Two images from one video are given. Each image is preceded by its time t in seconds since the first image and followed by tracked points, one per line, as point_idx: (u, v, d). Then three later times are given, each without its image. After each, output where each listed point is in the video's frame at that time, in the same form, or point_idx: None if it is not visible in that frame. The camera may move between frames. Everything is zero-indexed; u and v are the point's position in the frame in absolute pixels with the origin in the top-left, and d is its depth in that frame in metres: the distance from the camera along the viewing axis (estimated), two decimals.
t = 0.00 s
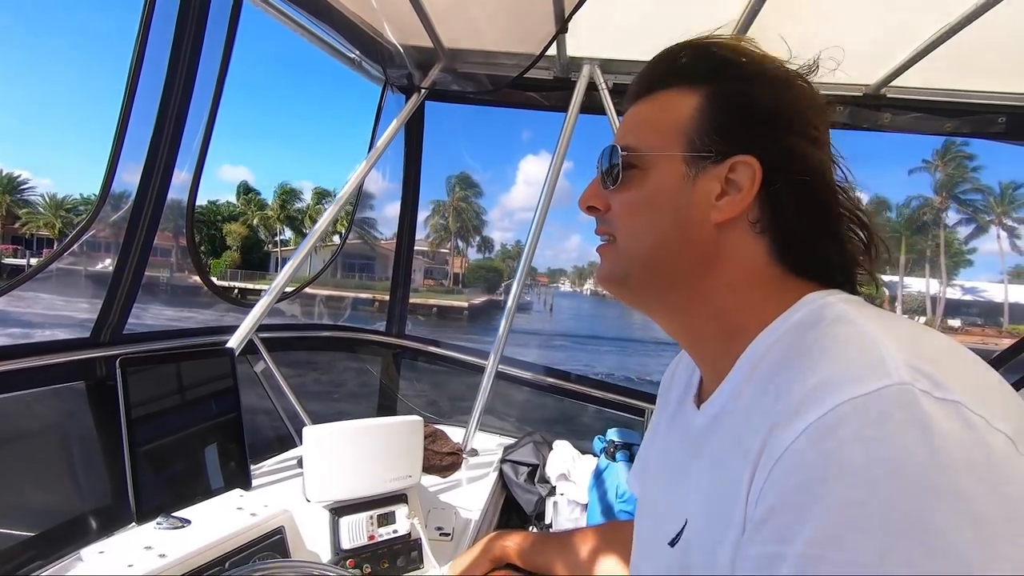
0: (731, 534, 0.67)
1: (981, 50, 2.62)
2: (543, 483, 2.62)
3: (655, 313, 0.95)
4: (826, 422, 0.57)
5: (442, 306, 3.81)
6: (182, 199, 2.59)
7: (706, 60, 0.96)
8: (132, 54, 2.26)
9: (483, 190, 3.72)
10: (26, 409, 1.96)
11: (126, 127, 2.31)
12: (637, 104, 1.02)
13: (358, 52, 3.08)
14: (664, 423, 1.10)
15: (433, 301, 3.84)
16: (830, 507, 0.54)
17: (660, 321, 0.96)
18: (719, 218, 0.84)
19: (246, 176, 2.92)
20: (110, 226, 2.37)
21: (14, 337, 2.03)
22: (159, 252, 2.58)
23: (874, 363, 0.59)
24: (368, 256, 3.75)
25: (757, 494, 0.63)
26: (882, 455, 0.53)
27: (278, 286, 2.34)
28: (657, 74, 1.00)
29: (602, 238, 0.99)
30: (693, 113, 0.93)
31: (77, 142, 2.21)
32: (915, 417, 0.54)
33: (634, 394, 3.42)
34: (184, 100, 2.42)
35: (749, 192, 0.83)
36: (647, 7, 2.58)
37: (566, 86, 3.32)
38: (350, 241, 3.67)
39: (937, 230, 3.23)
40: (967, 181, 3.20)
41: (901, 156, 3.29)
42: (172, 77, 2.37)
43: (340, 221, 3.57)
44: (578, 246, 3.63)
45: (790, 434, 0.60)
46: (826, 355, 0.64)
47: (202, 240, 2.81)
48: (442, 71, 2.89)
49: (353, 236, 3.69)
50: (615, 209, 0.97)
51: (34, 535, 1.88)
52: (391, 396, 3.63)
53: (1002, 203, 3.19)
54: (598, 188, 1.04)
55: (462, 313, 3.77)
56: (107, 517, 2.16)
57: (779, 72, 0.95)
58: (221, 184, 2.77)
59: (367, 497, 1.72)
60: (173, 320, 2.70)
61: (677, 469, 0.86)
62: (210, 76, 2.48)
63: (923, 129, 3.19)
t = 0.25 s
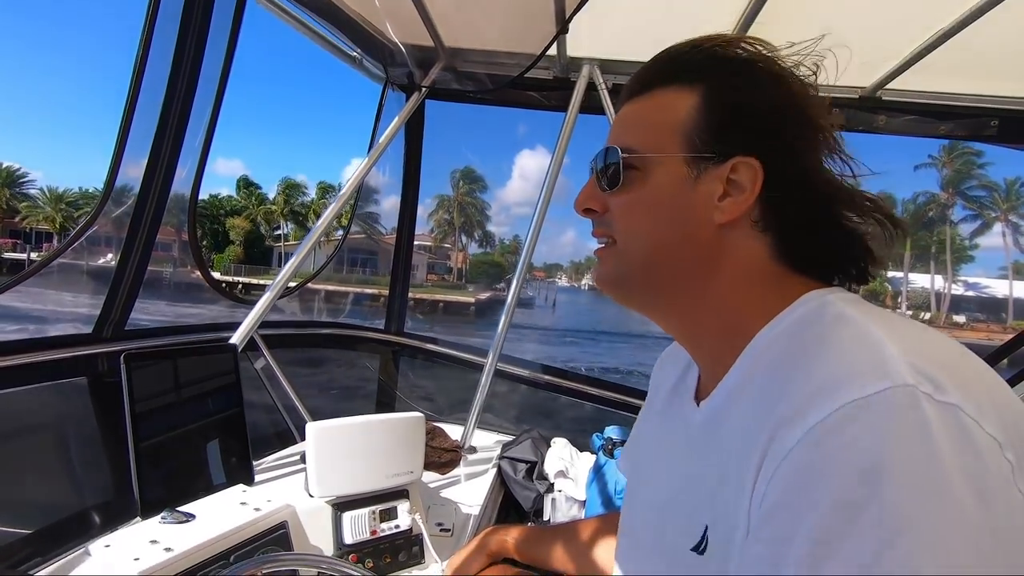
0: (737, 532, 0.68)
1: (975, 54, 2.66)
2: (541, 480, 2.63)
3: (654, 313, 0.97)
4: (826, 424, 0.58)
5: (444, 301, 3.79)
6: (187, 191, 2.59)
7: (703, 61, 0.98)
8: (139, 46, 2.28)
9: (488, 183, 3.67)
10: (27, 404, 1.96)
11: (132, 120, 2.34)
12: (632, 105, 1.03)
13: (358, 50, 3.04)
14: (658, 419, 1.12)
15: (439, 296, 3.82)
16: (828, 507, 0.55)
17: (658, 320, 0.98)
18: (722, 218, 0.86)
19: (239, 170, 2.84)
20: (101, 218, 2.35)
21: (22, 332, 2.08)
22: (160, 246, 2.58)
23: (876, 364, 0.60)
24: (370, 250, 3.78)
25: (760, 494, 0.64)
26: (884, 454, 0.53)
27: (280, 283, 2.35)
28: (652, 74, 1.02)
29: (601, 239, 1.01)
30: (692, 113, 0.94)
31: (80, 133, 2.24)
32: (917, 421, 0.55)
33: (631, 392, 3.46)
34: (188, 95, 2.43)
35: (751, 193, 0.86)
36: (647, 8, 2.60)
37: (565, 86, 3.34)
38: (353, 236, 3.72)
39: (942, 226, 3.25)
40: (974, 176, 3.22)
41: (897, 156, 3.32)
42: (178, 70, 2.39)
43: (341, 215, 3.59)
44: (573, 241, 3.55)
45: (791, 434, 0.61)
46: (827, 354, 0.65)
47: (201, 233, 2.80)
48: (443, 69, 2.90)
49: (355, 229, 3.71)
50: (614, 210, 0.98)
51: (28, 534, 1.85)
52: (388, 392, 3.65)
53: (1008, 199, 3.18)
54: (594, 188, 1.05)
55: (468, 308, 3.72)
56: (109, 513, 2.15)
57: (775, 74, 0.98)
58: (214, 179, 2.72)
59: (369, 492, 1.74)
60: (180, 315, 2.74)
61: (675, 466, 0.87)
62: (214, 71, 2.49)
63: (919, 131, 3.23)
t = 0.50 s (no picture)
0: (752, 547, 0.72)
1: (968, 66, 2.70)
2: (538, 485, 2.64)
3: (663, 326, 0.98)
4: (840, 452, 0.61)
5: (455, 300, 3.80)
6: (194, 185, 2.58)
7: (704, 72, 0.99)
8: (144, 49, 2.31)
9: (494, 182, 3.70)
10: (27, 406, 1.97)
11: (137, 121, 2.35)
12: (631, 115, 1.02)
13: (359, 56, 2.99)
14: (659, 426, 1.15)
15: (447, 295, 3.84)
16: (847, 534, 0.58)
17: (666, 333, 0.99)
18: (738, 232, 0.89)
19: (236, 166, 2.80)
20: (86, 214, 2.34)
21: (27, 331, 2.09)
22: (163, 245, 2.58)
23: (886, 394, 0.64)
24: (373, 247, 3.81)
25: (774, 516, 0.67)
26: (898, 485, 0.57)
27: (281, 288, 2.36)
28: (650, 84, 1.01)
29: (607, 255, 0.99)
30: (701, 126, 0.96)
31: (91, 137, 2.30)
32: (929, 448, 0.58)
33: (628, 397, 3.48)
34: (192, 99, 2.44)
35: (764, 207, 0.90)
36: (645, 19, 2.63)
37: (563, 94, 3.37)
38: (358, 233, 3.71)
39: (950, 223, 3.27)
40: (983, 175, 3.24)
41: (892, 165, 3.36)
42: (182, 74, 2.39)
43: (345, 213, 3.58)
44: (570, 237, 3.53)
45: (806, 460, 0.65)
46: (836, 379, 0.69)
47: (206, 234, 2.81)
48: (443, 76, 2.93)
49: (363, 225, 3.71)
50: (623, 225, 0.97)
51: (23, 538, 1.86)
52: (386, 396, 3.66)
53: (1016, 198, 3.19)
54: (597, 201, 1.03)
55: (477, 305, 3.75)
56: (108, 517, 2.15)
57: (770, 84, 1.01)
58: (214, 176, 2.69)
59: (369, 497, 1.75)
60: (189, 318, 2.74)
61: (688, 481, 0.91)
62: (217, 76, 2.49)
63: (915, 142, 3.26)
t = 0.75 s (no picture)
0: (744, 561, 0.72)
1: (958, 69, 2.72)
2: (536, 492, 2.62)
3: (671, 334, 0.97)
4: (833, 469, 0.61)
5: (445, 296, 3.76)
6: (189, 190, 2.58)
7: (705, 76, 0.99)
8: (135, 58, 2.29)
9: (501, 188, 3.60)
10: (19, 417, 1.97)
11: (128, 125, 2.34)
12: (637, 119, 1.01)
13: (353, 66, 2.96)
14: (654, 432, 1.15)
15: (459, 295, 3.72)
16: (842, 554, 0.58)
17: (672, 340, 0.99)
18: (748, 236, 0.91)
19: (234, 168, 2.81)
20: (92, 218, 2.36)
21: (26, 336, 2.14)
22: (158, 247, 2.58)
23: (879, 409, 0.63)
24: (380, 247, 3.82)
25: (767, 532, 0.67)
26: (893, 507, 0.56)
27: (274, 297, 2.35)
28: (652, 88, 1.01)
29: (615, 263, 0.97)
30: (706, 130, 0.96)
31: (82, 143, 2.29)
32: (922, 466, 0.58)
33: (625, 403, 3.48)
34: (184, 109, 2.43)
35: (769, 211, 0.92)
36: (634, 26, 2.65)
37: (556, 100, 3.38)
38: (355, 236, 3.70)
39: (964, 214, 3.28)
40: (995, 166, 3.25)
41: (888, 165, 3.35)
42: (172, 86, 2.38)
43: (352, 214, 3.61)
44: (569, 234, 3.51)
45: (799, 477, 0.64)
46: (830, 391, 0.69)
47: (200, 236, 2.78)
48: (435, 84, 2.95)
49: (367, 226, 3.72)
50: (633, 233, 0.96)
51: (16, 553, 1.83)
52: (382, 405, 3.65)
53: None
54: (605, 210, 1.02)
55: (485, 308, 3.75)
56: (101, 530, 2.09)
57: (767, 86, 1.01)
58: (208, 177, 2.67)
59: (363, 507, 1.73)
60: (185, 324, 2.73)
61: (683, 491, 0.90)
62: (209, 87, 2.48)
63: (906, 144, 3.29)
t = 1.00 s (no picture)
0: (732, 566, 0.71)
1: (953, 72, 2.72)
2: (534, 500, 2.59)
3: (676, 337, 0.95)
4: (818, 473, 0.60)
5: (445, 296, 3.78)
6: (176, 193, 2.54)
7: (702, 78, 0.99)
8: (129, 57, 2.28)
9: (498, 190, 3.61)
10: (11, 429, 1.96)
11: (121, 126, 2.32)
12: (636, 121, 0.98)
13: (347, 73, 2.97)
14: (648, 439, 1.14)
15: (475, 295, 3.69)
16: (827, 561, 0.57)
17: (676, 343, 0.97)
18: (751, 237, 0.92)
19: (238, 170, 2.86)
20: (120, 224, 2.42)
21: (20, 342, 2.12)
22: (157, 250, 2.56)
23: (867, 412, 0.62)
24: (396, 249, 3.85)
25: (755, 539, 0.66)
26: (881, 514, 0.55)
27: (267, 305, 2.33)
28: (651, 89, 0.99)
29: (624, 266, 0.94)
30: (707, 132, 0.95)
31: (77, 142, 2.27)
32: (909, 472, 0.56)
33: (623, 410, 3.47)
34: (176, 114, 2.42)
35: (767, 213, 0.94)
36: (629, 30, 2.65)
37: (551, 106, 3.38)
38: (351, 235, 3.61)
39: (984, 210, 3.24)
40: None
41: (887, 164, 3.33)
42: (165, 90, 2.38)
43: (370, 217, 3.69)
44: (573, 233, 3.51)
45: (786, 482, 0.63)
46: (819, 394, 0.67)
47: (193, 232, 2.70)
48: (431, 90, 2.94)
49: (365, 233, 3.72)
50: (642, 235, 0.94)
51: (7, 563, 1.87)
52: (379, 414, 3.62)
53: None
54: (613, 213, 0.99)
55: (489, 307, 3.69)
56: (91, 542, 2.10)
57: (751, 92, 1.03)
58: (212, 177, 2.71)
59: (357, 517, 1.71)
60: (178, 330, 2.71)
61: (676, 498, 0.89)
62: (203, 85, 2.47)
63: (900, 147, 3.28)
